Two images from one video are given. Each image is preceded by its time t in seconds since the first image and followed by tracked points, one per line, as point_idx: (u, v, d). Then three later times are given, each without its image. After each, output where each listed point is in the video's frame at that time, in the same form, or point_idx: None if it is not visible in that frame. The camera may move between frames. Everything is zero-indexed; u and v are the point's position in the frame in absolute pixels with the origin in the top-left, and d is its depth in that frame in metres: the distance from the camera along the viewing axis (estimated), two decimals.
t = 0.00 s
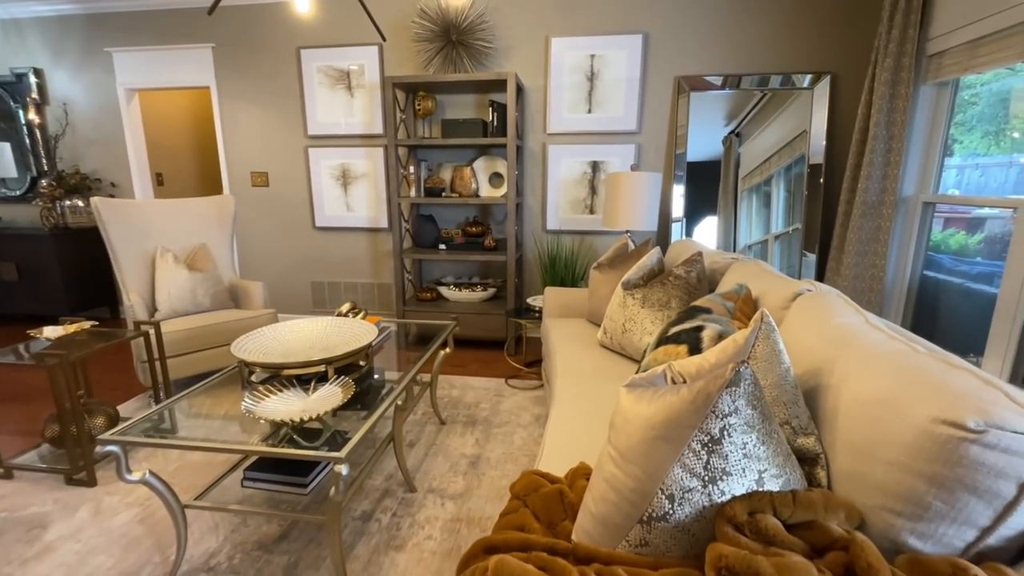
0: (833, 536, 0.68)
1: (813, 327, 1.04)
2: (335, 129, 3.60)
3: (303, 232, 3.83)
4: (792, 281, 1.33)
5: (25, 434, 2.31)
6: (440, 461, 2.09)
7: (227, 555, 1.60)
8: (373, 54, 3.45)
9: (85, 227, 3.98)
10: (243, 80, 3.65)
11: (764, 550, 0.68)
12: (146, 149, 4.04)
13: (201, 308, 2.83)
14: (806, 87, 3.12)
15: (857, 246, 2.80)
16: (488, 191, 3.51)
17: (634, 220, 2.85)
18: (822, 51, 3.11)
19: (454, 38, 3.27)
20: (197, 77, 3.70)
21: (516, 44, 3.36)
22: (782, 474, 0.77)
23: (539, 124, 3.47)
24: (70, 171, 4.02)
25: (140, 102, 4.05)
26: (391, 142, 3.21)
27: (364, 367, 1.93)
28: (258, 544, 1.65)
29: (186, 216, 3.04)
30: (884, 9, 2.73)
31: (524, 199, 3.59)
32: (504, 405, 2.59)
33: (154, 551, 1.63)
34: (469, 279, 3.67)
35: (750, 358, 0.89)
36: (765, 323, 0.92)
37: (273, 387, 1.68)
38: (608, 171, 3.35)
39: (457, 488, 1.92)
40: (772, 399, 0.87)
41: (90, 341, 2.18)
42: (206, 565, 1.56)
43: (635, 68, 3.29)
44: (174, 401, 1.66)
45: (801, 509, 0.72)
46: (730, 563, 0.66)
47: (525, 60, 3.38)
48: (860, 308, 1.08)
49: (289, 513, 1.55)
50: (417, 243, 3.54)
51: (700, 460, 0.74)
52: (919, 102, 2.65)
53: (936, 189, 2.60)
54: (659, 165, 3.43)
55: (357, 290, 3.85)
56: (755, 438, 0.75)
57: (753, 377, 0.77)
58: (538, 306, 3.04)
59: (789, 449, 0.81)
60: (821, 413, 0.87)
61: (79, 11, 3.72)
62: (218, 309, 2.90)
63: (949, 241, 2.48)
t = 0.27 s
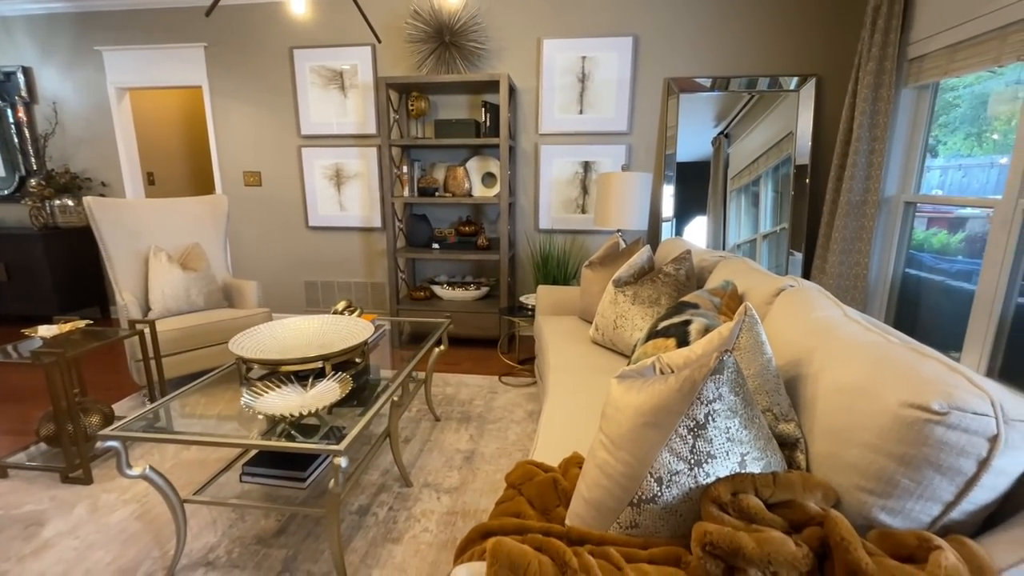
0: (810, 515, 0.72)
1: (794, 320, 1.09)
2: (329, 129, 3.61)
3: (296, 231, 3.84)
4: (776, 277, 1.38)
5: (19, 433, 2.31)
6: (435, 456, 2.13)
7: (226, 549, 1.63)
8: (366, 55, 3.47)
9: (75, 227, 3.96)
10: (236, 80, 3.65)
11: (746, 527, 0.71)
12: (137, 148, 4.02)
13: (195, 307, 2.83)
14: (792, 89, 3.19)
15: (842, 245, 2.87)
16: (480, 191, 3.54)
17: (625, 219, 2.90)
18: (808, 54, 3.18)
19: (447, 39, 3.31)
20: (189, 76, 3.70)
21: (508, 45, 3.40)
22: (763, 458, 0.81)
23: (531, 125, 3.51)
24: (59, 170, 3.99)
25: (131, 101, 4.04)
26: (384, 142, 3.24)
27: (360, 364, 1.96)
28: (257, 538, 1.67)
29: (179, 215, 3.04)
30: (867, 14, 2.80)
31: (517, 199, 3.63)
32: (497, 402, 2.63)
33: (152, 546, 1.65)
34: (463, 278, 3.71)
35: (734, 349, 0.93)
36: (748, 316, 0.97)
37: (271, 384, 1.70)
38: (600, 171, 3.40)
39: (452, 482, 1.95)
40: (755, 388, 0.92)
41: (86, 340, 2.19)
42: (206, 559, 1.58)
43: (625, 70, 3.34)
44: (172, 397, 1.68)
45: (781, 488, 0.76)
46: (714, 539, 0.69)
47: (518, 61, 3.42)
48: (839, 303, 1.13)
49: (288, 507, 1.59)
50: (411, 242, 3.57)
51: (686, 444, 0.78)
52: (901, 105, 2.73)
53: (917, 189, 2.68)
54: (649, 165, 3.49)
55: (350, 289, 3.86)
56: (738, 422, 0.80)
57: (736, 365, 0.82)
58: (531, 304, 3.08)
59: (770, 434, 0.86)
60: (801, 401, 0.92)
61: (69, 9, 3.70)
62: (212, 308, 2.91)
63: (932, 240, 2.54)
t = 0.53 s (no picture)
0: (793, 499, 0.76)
1: (782, 315, 1.13)
2: (326, 129, 3.64)
3: (293, 231, 3.86)
4: (765, 275, 1.42)
5: (18, 431, 2.32)
6: (433, 452, 2.16)
7: (227, 543, 1.65)
8: (364, 55, 3.50)
9: (71, 226, 3.95)
10: (233, 79, 3.66)
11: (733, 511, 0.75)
12: (133, 148, 4.03)
13: (193, 306, 2.85)
14: (784, 91, 3.24)
15: (833, 244, 2.92)
16: (477, 191, 3.58)
17: (620, 219, 2.94)
18: (799, 56, 3.23)
19: (444, 40, 3.34)
20: (186, 76, 3.71)
21: (505, 46, 3.43)
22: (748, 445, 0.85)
23: (527, 125, 3.54)
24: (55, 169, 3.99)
25: (127, 101, 4.05)
26: (382, 142, 3.26)
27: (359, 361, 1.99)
28: (258, 532, 1.70)
29: (177, 214, 3.06)
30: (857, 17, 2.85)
31: (513, 199, 3.66)
32: (494, 399, 2.66)
33: (154, 541, 1.67)
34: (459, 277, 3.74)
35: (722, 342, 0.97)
36: (737, 311, 1.01)
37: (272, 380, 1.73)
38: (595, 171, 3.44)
39: (449, 477, 1.99)
40: (743, 379, 0.96)
41: (85, 338, 2.20)
42: (208, 552, 1.61)
43: (620, 71, 3.38)
44: (173, 394, 1.70)
45: (766, 474, 0.80)
46: (702, 520, 0.73)
47: (513, 62, 3.45)
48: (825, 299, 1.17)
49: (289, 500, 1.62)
50: (408, 242, 3.60)
51: (676, 432, 0.82)
52: (890, 107, 2.79)
53: (906, 189, 2.73)
54: (644, 165, 3.53)
55: (347, 288, 3.89)
56: (725, 411, 0.84)
57: (724, 357, 0.85)
58: (527, 303, 3.12)
59: (757, 423, 0.90)
60: (787, 391, 0.96)
61: (65, 8, 3.70)
62: (210, 307, 2.92)
63: (921, 239, 2.59)
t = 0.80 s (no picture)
0: (787, 491, 0.79)
1: (778, 314, 1.16)
2: (327, 130, 3.66)
3: (294, 231, 3.88)
4: (762, 275, 1.45)
5: (23, 429, 2.34)
6: (434, 450, 2.19)
7: (232, 538, 1.68)
8: (365, 56, 3.52)
9: (73, 226, 3.97)
10: (234, 80, 3.69)
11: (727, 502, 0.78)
12: (135, 148, 4.05)
13: (195, 305, 2.87)
14: (782, 93, 3.27)
15: (830, 244, 2.95)
16: (477, 191, 3.60)
17: (619, 219, 2.97)
18: (797, 58, 3.26)
19: (445, 41, 3.37)
20: (188, 76, 3.73)
21: (505, 48, 3.46)
22: (744, 441, 0.88)
23: (527, 126, 3.57)
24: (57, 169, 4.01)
25: (129, 101, 4.07)
26: (383, 142, 3.29)
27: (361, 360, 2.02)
28: (262, 528, 1.72)
29: (179, 214, 3.08)
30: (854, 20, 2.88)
31: (513, 199, 3.69)
32: (494, 397, 2.69)
33: (160, 536, 1.69)
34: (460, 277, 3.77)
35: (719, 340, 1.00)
36: (733, 310, 1.03)
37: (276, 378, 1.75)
38: (594, 172, 3.47)
39: (451, 474, 2.01)
40: (738, 377, 0.99)
41: (90, 337, 2.23)
42: (213, 547, 1.63)
43: (619, 71, 3.41)
44: (178, 392, 1.72)
45: (761, 468, 0.82)
46: (698, 511, 0.75)
47: (513, 64, 3.48)
48: (820, 298, 1.20)
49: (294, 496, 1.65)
50: (408, 242, 3.62)
51: (674, 427, 0.85)
52: (886, 109, 2.82)
53: (902, 190, 2.76)
54: (643, 166, 3.55)
55: (348, 288, 3.91)
56: (721, 406, 0.87)
57: (720, 354, 0.88)
58: (527, 302, 3.15)
59: (752, 418, 0.93)
60: (781, 388, 0.99)
61: (67, 9, 3.72)
62: (212, 306, 2.95)
63: (918, 240, 2.61)
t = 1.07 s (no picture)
0: (788, 486, 0.81)
1: (779, 314, 1.18)
2: (332, 131, 3.69)
3: (298, 231, 3.91)
4: (763, 275, 1.47)
5: (32, 427, 2.37)
6: (438, 448, 2.21)
7: (240, 534, 1.70)
8: (369, 58, 3.54)
9: (80, 226, 4.00)
10: (239, 81, 3.71)
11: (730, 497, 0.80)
12: (140, 148, 4.08)
13: (202, 304, 2.90)
14: (784, 94, 3.29)
15: (831, 245, 2.97)
16: (481, 192, 3.63)
17: (622, 219, 2.99)
18: (799, 60, 3.28)
19: (449, 43, 3.39)
20: (193, 77, 3.76)
21: (508, 49, 3.48)
22: (745, 438, 0.90)
23: (530, 127, 3.59)
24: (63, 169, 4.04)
25: (134, 101, 4.10)
26: (387, 143, 3.31)
27: (367, 358, 2.04)
28: (270, 524, 1.75)
29: (185, 215, 3.11)
30: (855, 22, 2.90)
31: (516, 200, 3.71)
32: (497, 396, 2.71)
33: (170, 532, 1.72)
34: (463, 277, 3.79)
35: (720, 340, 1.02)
36: (735, 310, 1.05)
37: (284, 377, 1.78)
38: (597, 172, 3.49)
39: (455, 471, 2.04)
40: (740, 376, 1.01)
41: (99, 336, 2.25)
42: (222, 543, 1.66)
43: (622, 72, 3.43)
44: (188, 389, 1.75)
45: (762, 464, 0.85)
46: (701, 505, 0.77)
47: (516, 65, 3.50)
48: (820, 299, 1.22)
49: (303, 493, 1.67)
50: (412, 242, 3.65)
51: (677, 424, 0.87)
52: (887, 110, 2.84)
53: (903, 191, 2.78)
54: (645, 166, 3.57)
55: (352, 287, 3.93)
56: (723, 404, 0.89)
57: (722, 353, 0.90)
58: (530, 302, 3.17)
59: (753, 416, 0.95)
60: (782, 387, 1.01)
61: (74, 10, 3.75)
62: (218, 305, 2.97)
63: (920, 241, 2.62)
